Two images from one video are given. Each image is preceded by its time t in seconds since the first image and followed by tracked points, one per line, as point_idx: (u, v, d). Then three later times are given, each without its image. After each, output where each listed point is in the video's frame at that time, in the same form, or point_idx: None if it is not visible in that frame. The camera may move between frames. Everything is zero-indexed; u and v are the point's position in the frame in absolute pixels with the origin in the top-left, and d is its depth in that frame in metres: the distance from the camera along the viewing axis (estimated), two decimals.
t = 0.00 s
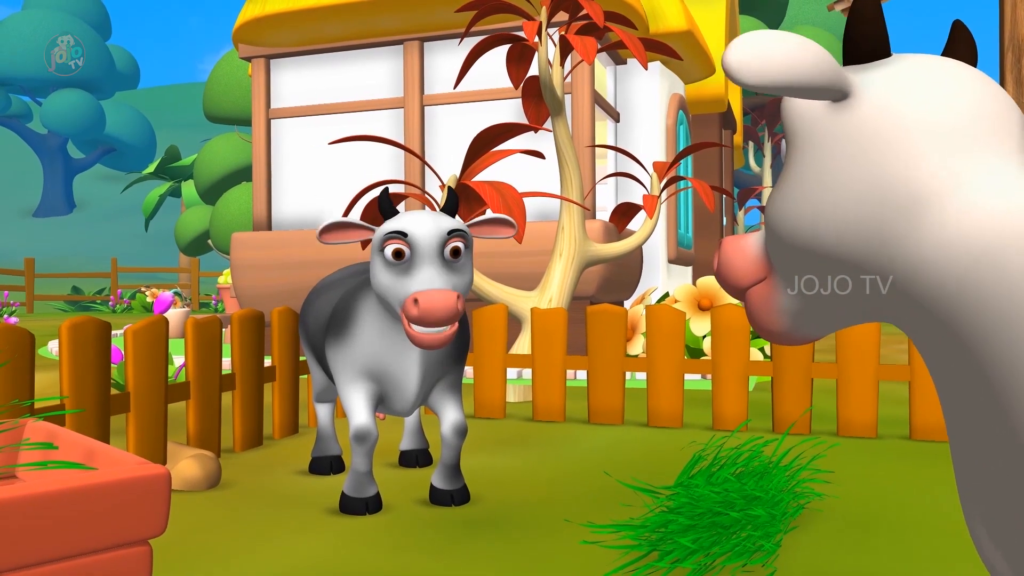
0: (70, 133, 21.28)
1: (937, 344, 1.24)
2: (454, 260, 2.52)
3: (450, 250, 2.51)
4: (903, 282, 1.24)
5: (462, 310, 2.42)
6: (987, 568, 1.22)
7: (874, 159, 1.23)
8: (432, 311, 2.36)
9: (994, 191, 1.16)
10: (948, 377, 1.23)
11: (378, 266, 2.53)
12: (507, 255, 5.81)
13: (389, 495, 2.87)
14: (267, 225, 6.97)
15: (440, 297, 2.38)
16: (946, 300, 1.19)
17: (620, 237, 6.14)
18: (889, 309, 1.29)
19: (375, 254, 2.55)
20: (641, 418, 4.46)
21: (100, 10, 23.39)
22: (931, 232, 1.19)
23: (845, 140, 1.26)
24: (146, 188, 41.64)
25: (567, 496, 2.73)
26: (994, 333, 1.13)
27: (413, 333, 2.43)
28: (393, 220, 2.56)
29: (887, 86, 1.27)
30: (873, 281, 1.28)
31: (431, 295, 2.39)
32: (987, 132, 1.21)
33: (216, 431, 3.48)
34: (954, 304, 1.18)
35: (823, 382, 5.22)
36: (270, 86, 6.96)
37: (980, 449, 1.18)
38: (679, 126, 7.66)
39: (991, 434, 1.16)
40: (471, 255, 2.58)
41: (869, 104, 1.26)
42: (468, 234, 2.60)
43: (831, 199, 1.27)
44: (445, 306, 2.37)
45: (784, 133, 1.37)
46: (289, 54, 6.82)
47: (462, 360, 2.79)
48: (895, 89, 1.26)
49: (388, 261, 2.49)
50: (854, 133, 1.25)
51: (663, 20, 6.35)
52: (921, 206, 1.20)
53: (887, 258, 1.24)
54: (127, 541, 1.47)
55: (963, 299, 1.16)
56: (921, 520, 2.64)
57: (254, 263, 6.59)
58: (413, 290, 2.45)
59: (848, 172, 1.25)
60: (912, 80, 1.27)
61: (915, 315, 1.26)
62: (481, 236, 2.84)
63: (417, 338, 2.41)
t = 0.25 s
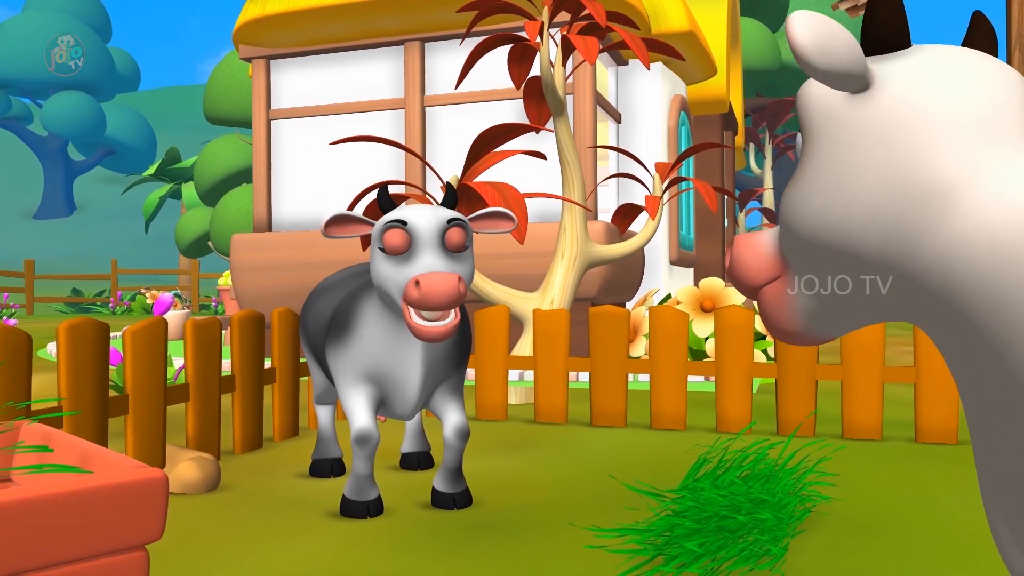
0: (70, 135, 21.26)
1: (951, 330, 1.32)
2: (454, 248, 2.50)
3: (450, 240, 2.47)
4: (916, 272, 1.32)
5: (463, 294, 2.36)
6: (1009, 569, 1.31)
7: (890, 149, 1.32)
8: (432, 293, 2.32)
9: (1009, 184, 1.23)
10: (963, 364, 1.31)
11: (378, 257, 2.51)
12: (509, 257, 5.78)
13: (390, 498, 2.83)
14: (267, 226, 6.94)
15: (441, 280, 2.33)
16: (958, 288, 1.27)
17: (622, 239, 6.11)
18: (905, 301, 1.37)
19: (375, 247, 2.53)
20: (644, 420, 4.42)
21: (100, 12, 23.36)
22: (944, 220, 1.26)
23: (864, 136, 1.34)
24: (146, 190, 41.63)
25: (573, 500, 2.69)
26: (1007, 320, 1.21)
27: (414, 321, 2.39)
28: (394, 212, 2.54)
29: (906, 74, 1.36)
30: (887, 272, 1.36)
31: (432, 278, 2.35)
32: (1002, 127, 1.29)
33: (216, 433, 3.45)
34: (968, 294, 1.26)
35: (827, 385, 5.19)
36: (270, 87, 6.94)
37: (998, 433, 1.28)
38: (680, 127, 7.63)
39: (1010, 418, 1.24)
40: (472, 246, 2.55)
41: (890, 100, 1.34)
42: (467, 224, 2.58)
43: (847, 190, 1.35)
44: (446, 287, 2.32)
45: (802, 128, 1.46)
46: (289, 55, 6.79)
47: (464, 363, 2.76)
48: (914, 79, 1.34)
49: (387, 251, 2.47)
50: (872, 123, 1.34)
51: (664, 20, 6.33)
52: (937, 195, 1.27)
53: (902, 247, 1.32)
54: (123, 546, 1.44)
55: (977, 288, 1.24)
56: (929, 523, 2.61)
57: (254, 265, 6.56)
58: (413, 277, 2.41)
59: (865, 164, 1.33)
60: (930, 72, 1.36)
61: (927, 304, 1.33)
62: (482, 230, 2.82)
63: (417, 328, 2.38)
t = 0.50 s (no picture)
0: (70, 137, 21.24)
1: (972, 326, 1.31)
2: (470, 262, 2.46)
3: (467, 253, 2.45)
4: (941, 269, 1.29)
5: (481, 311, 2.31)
6: None
7: (914, 143, 1.27)
8: (451, 311, 2.27)
9: None
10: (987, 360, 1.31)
11: (394, 266, 2.47)
12: (510, 258, 5.75)
13: (391, 501, 2.80)
14: (267, 227, 6.92)
15: (461, 297, 2.29)
16: (982, 284, 1.25)
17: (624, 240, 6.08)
18: (926, 296, 1.35)
19: (390, 254, 2.49)
20: (647, 422, 4.39)
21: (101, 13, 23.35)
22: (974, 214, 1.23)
23: (885, 128, 1.30)
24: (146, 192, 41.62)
25: (576, 503, 2.66)
26: None
27: (426, 335, 2.36)
28: (410, 219, 2.50)
29: (927, 64, 1.31)
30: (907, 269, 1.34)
31: (450, 293, 2.30)
32: None
33: (215, 436, 3.42)
34: (996, 290, 1.24)
35: (831, 387, 5.16)
36: (270, 87, 6.91)
37: None
38: (682, 128, 7.59)
39: None
40: (486, 258, 2.52)
41: (909, 90, 1.29)
42: (484, 236, 2.54)
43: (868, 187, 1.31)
44: (465, 305, 2.27)
45: (817, 121, 1.41)
46: (289, 56, 6.76)
47: (466, 365, 2.73)
48: (935, 70, 1.30)
49: (405, 261, 2.43)
50: (894, 116, 1.29)
51: (667, 20, 6.31)
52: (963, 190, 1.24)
53: (925, 244, 1.30)
54: (118, 552, 1.41)
55: (1004, 284, 1.23)
56: (937, 526, 2.58)
57: (254, 266, 6.53)
58: (428, 291, 2.38)
59: (886, 160, 1.29)
60: (952, 60, 1.32)
61: (948, 301, 1.32)
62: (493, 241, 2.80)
63: (432, 341, 2.34)
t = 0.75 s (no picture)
0: (71, 139, 21.23)
1: (1001, 322, 1.28)
2: (485, 278, 2.44)
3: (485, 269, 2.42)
4: (963, 264, 1.27)
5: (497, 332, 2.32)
6: None
7: (936, 133, 1.25)
8: (471, 332, 2.25)
9: None
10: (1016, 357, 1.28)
11: (410, 278, 2.43)
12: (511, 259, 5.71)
13: (393, 504, 2.77)
14: (268, 228, 6.89)
15: (480, 318, 2.28)
16: (1009, 277, 1.22)
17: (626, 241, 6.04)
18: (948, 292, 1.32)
19: (406, 264, 2.45)
20: (650, 424, 4.36)
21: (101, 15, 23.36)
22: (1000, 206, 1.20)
23: (905, 119, 1.27)
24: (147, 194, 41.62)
25: (580, 507, 2.62)
26: None
27: (439, 350, 2.34)
28: (430, 229, 2.46)
29: (950, 55, 1.29)
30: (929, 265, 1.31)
31: (470, 313, 2.28)
32: None
33: (215, 438, 3.38)
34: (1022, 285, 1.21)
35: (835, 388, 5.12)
36: (271, 88, 6.88)
37: None
38: (684, 129, 7.57)
39: None
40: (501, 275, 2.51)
41: (931, 80, 1.27)
42: (500, 252, 2.52)
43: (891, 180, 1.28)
44: (485, 325, 2.26)
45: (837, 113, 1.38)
46: (290, 56, 6.74)
47: (469, 367, 2.69)
48: (959, 60, 1.28)
49: (423, 274, 2.39)
50: (917, 108, 1.27)
51: (668, 20, 6.28)
52: (989, 181, 1.21)
53: (950, 237, 1.26)
54: (113, 558, 1.38)
55: None
56: (946, 530, 2.55)
57: (254, 267, 6.50)
58: (446, 308, 2.35)
59: (909, 152, 1.27)
60: (978, 50, 1.29)
61: (973, 296, 1.29)
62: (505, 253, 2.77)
63: (443, 355, 2.33)
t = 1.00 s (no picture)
0: (71, 141, 21.20)
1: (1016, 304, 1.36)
2: (484, 273, 2.40)
3: (481, 265, 2.38)
4: (977, 250, 1.34)
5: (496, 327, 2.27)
6: None
7: (955, 121, 1.33)
8: (468, 327, 2.22)
9: None
10: None
11: (405, 275, 2.40)
12: (513, 261, 5.68)
13: (394, 507, 2.74)
14: (268, 230, 6.86)
15: (477, 312, 2.24)
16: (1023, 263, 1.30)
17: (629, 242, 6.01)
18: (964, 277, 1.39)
19: (402, 262, 2.42)
20: (653, 427, 4.33)
21: (101, 17, 23.34)
22: (1018, 194, 1.26)
23: (926, 107, 1.36)
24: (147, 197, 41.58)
25: (584, 511, 2.59)
26: None
27: (438, 350, 2.31)
28: (424, 227, 2.44)
29: (976, 43, 1.36)
30: (945, 254, 1.39)
31: (467, 309, 2.25)
32: None
33: (214, 441, 3.35)
34: None
35: (839, 391, 5.09)
36: (271, 89, 6.85)
37: None
38: (686, 130, 7.53)
39: None
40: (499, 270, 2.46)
41: (953, 68, 1.35)
42: (498, 247, 2.48)
43: (913, 170, 1.36)
44: (482, 320, 2.22)
45: (865, 102, 1.47)
46: (290, 57, 6.71)
47: (473, 369, 2.65)
48: (983, 48, 1.35)
49: (418, 271, 2.37)
50: (939, 98, 1.35)
51: (670, 21, 6.25)
52: (1001, 169, 1.28)
53: (971, 225, 1.33)
54: (111, 564, 1.34)
55: None
56: (956, 534, 2.50)
57: (254, 269, 6.47)
58: (443, 304, 2.32)
59: (930, 143, 1.35)
60: (1000, 39, 1.36)
61: (989, 283, 1.37)
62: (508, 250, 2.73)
63: (443, 359, 2.30)
